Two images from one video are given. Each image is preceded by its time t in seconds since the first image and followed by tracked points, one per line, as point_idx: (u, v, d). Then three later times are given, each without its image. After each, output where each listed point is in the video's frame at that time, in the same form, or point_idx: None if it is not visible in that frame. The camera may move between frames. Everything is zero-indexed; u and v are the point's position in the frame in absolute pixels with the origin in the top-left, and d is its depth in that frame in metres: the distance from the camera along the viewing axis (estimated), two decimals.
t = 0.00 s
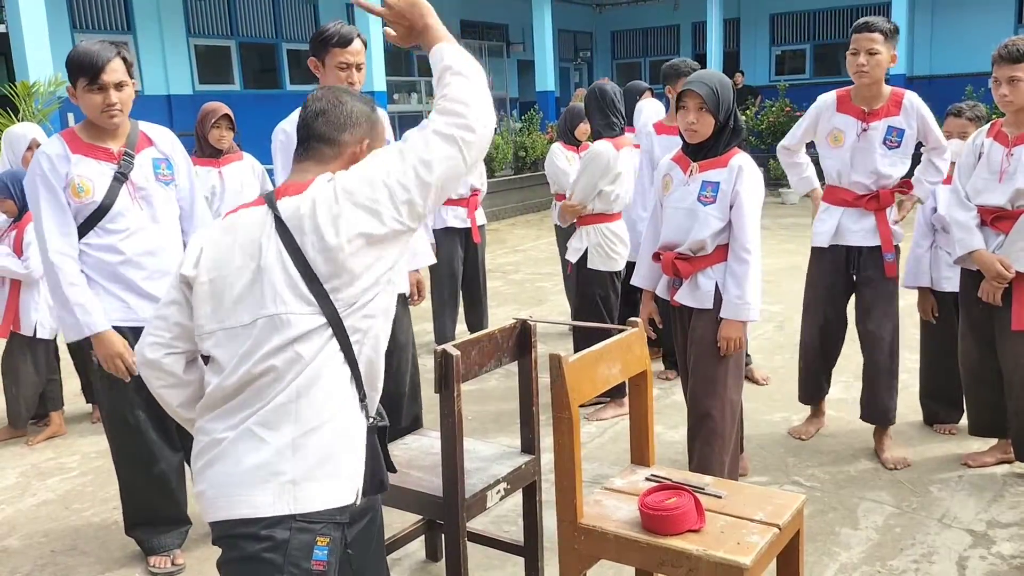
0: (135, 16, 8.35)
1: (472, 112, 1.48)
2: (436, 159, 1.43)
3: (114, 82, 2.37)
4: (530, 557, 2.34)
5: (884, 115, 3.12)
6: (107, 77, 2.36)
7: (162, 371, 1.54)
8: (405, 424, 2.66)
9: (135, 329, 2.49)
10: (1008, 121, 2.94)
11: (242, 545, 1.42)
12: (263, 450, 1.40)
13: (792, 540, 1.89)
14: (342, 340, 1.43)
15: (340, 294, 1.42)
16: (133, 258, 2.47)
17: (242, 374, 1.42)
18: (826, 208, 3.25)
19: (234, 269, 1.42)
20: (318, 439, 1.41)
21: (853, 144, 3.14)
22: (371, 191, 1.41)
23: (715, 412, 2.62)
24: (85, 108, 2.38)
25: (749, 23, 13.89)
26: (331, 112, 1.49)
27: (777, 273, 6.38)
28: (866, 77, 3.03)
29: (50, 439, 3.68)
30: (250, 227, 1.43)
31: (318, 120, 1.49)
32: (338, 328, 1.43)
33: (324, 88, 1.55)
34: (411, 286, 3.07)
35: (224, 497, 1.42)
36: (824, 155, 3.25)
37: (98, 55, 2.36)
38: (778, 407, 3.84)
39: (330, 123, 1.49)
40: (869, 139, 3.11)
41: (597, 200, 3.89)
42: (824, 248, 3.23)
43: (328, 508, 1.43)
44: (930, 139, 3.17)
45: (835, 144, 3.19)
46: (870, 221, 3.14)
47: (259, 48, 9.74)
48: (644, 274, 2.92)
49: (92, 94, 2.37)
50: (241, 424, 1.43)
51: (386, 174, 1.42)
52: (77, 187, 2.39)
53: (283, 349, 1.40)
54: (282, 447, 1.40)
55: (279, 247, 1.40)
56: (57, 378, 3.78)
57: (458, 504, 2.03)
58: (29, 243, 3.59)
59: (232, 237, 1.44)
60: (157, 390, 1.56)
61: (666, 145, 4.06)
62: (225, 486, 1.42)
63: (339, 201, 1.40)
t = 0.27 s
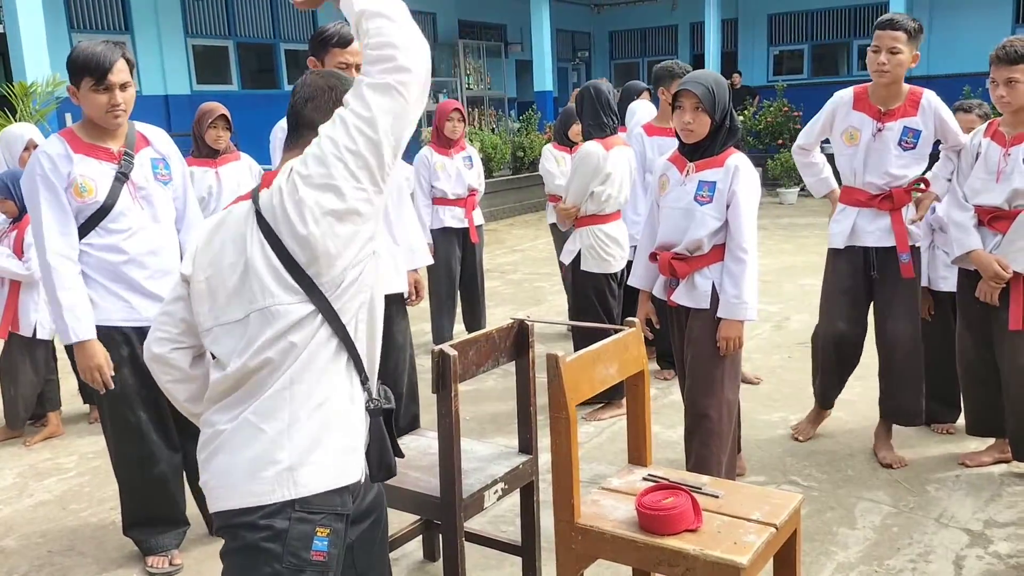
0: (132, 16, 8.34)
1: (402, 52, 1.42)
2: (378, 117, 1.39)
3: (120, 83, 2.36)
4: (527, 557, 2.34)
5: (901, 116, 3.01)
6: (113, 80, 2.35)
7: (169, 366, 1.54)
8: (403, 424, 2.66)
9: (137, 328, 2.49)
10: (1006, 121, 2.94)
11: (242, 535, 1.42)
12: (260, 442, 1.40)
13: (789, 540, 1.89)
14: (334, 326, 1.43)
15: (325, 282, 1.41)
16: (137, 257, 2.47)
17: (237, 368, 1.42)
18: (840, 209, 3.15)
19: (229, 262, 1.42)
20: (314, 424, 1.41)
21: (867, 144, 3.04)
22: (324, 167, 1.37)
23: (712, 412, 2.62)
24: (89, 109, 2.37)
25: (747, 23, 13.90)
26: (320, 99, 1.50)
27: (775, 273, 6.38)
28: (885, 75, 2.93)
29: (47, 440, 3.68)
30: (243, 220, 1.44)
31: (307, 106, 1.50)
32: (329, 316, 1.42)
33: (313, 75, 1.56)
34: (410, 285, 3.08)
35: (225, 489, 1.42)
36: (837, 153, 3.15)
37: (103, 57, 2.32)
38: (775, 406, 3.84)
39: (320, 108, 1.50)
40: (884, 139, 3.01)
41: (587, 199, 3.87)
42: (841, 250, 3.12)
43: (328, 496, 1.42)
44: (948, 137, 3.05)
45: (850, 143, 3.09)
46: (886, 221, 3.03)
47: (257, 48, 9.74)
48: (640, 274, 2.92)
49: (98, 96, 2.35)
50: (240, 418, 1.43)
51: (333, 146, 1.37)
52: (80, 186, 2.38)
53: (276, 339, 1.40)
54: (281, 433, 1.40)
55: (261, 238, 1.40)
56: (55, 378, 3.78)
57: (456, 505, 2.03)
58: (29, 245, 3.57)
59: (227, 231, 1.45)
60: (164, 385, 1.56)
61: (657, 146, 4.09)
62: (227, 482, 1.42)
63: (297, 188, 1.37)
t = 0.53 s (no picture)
0: (131, 16, 8.35)
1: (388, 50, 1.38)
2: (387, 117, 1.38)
3: (126, 85, 2.38)
4: (524, 554, 2.35)
5: (904, 116, 3.01)
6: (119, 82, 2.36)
7: (173, 368, 1.55)
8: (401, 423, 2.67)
9: (138, 327, 2.50)
10: (1002, 121, 2.96)
11: (255, 539, 1.42)
12: (274, 445, 1.39)
13: (784, 537, 1.91)
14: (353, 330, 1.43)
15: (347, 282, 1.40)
16: (138, 257, 2.48)
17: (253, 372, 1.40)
18: (846, 211, 3.13)
19: (244, 266, 1.40)
20: (330, 427, 1.41)
21: (872, 145, 3.03)
22: (350, 178, 1.35)
23: (708, 410, 2.64)
24: (93, 110, 2.38)
25: (744, 23, 13.92)
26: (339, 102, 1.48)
27: (771, 273, 6.40)
28: (885, 78, 2.94)
29: (46, 439, 3.68)
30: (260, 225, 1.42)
31: (325, 119, 1.48)
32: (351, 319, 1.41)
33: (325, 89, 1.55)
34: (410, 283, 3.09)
35: (233, 493, 1.41)
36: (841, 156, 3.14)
37: (108, 58, 2.33)
38: (772, 405, 3.86)
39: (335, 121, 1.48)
40: (888, 139, 3.01)
41: (586, 197, 3.91)
42: (846, 251, 3.10)
43: (340, 501, 1.42)
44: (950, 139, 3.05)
45: (854, 144, 3.08)
46: (892, 221, 3.02)
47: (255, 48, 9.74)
48: (637, 274, 2.93)
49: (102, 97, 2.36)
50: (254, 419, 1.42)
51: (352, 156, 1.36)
52: (82, 187, 2.39)
53: (293, 341, 1.39)
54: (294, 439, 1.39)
55: (290, 246, 1.38)
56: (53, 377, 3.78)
57: (453, 502, 2.04)
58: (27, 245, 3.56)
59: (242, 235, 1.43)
60: (167, 386, 1.57)
61: (651, 145, 4.11)
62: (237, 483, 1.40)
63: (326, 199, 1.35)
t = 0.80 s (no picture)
0: (127, 14, 8.33)
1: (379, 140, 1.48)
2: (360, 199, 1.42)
3: (123, 84, 2.36)
4: (521, 555, 2.34)
5: (903, 115, 3.00)
6: (116, 80, 2.34)
7: (132, 382, 1.47)
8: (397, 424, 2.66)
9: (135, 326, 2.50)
10: (999, 121, 2.96)
11: None
12: (239, 486, 1.35)
13: (782, 537, 1.90)
14: (323, 389, 1.39)
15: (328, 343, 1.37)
16: (134, 256, 2.48)
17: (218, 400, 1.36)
18: (846, 213, 3.12)
19: (228, 285, 1.37)
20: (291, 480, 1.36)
21: (871, 146, 3.03)
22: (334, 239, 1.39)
23: (705, 410, 2.63)
24: (90, 109, 2.36)
25: (741, 23, 13.93)
26: (338, 153, 1.50)
27: (768, 273, 6.40)
28: (883, 79, 2.94)
29: (41, 439, 3.67)
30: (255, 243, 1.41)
31: (326, 162, 1.49)
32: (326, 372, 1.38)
33: (323, 136, 1.55)
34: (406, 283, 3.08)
35: (187, 528, 1.36)
36: (841, 157, 3.12)
37: (105, 58, 2.30)
38: (769, 405, 3.86)
39: (334, 166, 1.49)
40: (888, 139, 3.00)
41: (580, 197, 3.92)
42: (848, 254, 3.08)
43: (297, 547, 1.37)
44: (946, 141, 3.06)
45: (854, 145, 3.07)
46: (894, 222, 3.02)
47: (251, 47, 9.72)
48: (634, 274, 2.93)
49: (99, 96, 2.34)
50: (216, 461, 1.37)
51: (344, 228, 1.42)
52: (77, 186, 2.38)
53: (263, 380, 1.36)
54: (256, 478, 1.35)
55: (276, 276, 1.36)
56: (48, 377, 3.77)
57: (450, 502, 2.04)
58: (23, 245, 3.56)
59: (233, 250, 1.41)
60: (121, 399, 1.48)
61: (643, 145, 3.99)
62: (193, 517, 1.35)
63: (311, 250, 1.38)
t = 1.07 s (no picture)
0: (125, 15, 8.33)
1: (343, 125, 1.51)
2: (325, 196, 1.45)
3: (124, 83, 2.36)
4: (519, 556, 2.34)
5: (902, 116, 3.00)
6: (116, 79, 2.35)
7: (124, 367, 1.53)
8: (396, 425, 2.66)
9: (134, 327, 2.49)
10: (997, 123, 2.97)
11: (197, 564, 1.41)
12: (217, 466, 1.39)
13: (780, 538, 1.90)
14: (294, 369, 1.42)
15: (295, 322, 1.40)
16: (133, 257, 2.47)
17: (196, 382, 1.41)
18: (844, 215, 3.12)
19: (201, 267, 1.42)
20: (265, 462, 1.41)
21: (870, 147, 3.03)
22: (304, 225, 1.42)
23: (703, 411, 2.63)
24: (90, 109, 2.36)
25: (739, 24, 13.94)
26: (311, 119, 1.48)
27: (766, 274, 6.40)
28: (882, 79, 2.94)
29: (38, 440, 3.66)
30: (224, 223, 1.45)
31: (297, 128, 1.48)
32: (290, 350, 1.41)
33: (294, 96, 1.52)
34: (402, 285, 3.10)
35: (167, 517, 1.40)
36: (839, 158, 3.12)
37: (104, 56, 2.31)
38: (767, 406, 3.86)
39: (306, 130, 1.48)
40: (886, 140, 3.00)
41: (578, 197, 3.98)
42: (846, 255, 3.08)
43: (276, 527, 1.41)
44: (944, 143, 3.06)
45: (852, 147, 3.07)
46: (893, 224, 3.02)
47: (250, 47, 9.72)
48: (633, 275, 2.92)
49: (100, 95, 2.35)
50: (198, 443, 1.41)
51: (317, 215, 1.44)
52: (76, 186, 2.38)
53: (232, 361, 1.39)
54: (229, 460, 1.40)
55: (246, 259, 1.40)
56: (46, 378, 3.76)
57: (447, 504, 2.03)
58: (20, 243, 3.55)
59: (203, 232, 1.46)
60: (116, 385, 1.55)
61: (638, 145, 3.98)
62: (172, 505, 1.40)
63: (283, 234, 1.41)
